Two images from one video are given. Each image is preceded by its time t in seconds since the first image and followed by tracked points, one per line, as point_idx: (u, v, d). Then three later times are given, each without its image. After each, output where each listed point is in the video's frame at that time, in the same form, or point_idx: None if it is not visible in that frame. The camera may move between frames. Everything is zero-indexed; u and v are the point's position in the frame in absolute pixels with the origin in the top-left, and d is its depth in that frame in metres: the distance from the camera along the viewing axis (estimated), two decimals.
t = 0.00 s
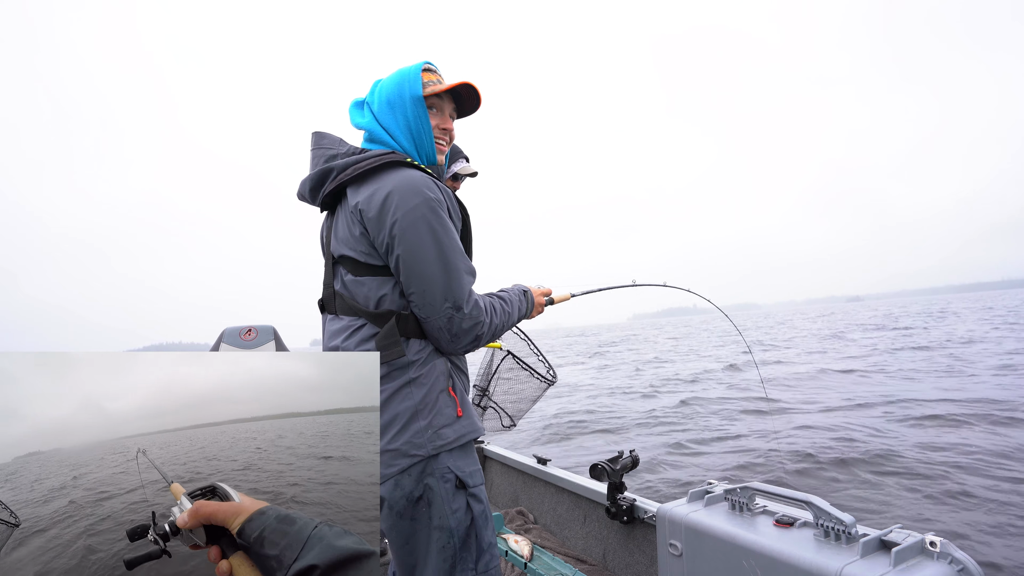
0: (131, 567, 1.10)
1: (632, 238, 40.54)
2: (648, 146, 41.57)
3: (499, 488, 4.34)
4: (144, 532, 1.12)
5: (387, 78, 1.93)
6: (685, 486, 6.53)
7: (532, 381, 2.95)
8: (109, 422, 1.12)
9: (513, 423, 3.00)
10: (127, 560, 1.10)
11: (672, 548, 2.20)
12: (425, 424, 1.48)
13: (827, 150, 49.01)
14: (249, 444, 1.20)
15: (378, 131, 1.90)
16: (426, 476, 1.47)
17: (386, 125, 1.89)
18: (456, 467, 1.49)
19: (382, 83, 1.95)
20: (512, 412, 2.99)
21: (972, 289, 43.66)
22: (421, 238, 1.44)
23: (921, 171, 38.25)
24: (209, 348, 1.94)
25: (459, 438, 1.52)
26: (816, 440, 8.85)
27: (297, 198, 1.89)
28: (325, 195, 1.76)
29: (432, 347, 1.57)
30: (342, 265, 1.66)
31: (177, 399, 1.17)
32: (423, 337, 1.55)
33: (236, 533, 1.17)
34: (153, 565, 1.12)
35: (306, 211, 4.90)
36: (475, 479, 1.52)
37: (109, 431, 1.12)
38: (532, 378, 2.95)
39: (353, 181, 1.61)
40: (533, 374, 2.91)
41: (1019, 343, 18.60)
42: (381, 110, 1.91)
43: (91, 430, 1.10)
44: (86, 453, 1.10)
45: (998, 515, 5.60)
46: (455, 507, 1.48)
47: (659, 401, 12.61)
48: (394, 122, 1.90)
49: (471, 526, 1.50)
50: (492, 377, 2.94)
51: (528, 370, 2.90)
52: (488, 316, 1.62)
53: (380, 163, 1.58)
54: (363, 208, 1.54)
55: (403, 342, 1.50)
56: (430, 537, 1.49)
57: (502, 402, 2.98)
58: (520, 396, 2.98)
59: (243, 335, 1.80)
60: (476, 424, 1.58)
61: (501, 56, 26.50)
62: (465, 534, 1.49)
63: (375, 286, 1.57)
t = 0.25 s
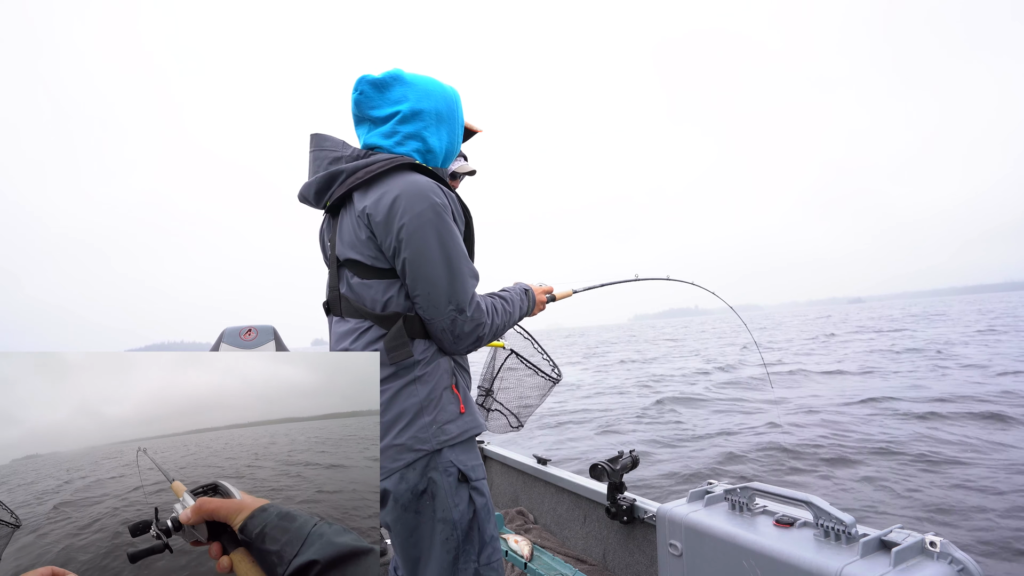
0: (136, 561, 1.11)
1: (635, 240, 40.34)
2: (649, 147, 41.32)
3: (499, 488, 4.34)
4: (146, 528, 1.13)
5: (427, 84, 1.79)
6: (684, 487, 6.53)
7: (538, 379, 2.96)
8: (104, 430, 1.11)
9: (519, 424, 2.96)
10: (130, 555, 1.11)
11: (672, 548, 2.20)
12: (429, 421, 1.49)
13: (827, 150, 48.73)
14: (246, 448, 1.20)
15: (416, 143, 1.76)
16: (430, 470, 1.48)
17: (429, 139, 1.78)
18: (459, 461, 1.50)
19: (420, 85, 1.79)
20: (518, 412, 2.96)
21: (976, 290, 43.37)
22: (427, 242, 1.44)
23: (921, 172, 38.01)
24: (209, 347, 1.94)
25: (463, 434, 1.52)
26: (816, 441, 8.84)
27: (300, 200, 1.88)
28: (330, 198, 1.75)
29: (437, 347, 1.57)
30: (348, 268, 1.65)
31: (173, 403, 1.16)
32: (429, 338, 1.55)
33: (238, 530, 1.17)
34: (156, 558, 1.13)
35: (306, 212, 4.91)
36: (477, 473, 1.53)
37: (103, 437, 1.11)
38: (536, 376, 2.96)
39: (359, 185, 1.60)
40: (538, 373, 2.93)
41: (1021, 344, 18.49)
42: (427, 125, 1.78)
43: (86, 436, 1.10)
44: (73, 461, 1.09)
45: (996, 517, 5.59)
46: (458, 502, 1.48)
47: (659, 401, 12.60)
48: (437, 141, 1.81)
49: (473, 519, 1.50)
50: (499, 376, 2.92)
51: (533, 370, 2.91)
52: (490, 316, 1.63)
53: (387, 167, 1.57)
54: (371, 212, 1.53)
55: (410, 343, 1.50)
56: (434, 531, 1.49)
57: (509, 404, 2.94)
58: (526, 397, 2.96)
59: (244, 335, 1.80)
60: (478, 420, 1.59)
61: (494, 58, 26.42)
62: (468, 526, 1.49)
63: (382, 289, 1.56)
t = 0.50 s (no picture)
0: (144, 554, 1.10)
1: (635, 240, 40.24)
2: (648, 146, 41.25)
3: (499, 488, 4.34)
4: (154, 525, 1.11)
5: (424, 90, 1.80)
6: (684, 487, 6.52)
7: (540, 376, 2.92)
8: (110, 435, 1.10)
9: (521, 418, 2.93)
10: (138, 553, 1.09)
11: (673, 548, 2.20)
12: (432, 417, 1.49)
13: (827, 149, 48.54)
14: (250, 453, 1.19)
15: (416, 146, 1.76)
16: (432, 464, 1.48)
17: (428, 143, 1.78)
18: (460, 455, 1.50)
19: (417, 91, 1.79)
20: (521, 407, 2.92)
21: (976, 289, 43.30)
22: (430, 242, 1.44)
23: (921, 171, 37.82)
24: (209, 347, 1.94)
25: (464, 429, 1.53)
26: (816, 441, 8.84)
27: (301, 202, 1.86)
28: (332, 200, 1.74)
29: (439, 346, 1.57)
30: (351, 268, 1.64)
31: (174, 407, 1.15)
32: (431, 336, 1.54)
33: (246, 527, 1.17)
34: (165, 553, 1.12)
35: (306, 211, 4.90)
36: (477, 466, 1.53)
37: (108, 441, 1.10)
38: (539, 374, 2.91)
39: (363, 187, 1.60)
40: (540, 369, 2.89)
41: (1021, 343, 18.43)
42: (425, 130, 1.78)
43: (89, 440, 1.08)
44: (79, 464, 1.08)
45: (996, 517, 5.58)
46: (459, 496, 1.48)
47: (659, 400, 12.60)
48: (436, 145, 1.81)
49: (475, 511, 1.51)
50: (501, 373, 2.91)
51: (535, 367, 2.88)
52: (489, 315, 1.62)
53: (390, 170, 1.57)
54: (374, 214, 1.52)
55: (414, 342, 1.51)
56: (436, 525, 1.48)
57: (512, 399, 2.92)
58: (529, 394, 2.94)
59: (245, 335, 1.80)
60: (478, 416, 1.59)
61: (492, 57, 26.36)
62: (470, 518, 1.50)
63: (384, 290, 1.56)
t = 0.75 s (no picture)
0: (149, 551, 1.10)
1: (635, 237, 40.16)
2: (647, 142, 41.13)
3: (499, 488, 4.34)
4: (159, 522, 1.11)
5: (416, 94, 1.80)
6: (684, 486, 6.51)
7: (541, 373, 2.93)
8: (116, 437, 1.10)
9: (521, 411, 2.94)
10: (142, 550, 1.09)
11: (672, 548, 2.20)
12: (428, 412, 1.49)
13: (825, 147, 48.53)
14: (253, 452, 1.20)
15: (409, 149, 1.75)
16: (429, 459, 1.48)
17: (420, 145, 1.77)
18: (457, 450, 1.50)
19: (408, 95, 1.79)
20: (523, 401, 2.92)
21: (975, 285, 43.29)
22: (425, 243, 1.44)
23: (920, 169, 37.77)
24: (207, 347, 1.93)
25: (461, 425, 1.53)
26: (816, 439, 8.83)
27: (298, 206, 1.86)
28: (328, 203, 1.74)
29: (434, 344, 1.57)
30: (348, 269, 1.64)
31: (177, 409, 1.14)
32: (427, 334, 1.54)
33: (254, 523, 1.18)
34: (170, 551, 1.11)
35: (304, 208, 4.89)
36: (475, 462, 1.53)
37: (114, 442, 1.10)
38: (539, 370, 2.92)
39: (358, 189, 1.59)
40: (541, 366, 2.90)
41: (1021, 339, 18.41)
42: (418, 132, 1.78)
43: (92, 442, 1.08)
44: (86, 465, 1.08)
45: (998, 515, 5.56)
46: (457, 490, 1.48)
47: (659, 398, 12.58)
48: (429, 147, 1.81)
49: (472, 506, 1.51)
50: (502, 370, 2.89)
51: (536, 365, 2.88)
52: (484, 312, 1.62)
53: (387, 172, 1.57)
54: (370, 215, 1.52)
55: (411, 339, 1.51)
56: (434, 518, 1.48)
57: (514, 395, 2.92)
58: (529, 390, 2.95)
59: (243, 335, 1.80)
60: (475, 411, 1.59)
61: (489, 53, 26.30)
62: (468, 514, 1.50)
63: (381, 289, 1.57)
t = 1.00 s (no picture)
0: (149, 550, 1.10)
1: (635, 237, 40.15)
2: (647, 142, 41.13)
3: (499, 488, 4.35)
4: (160, 521, 1.12)
5: (414, 98, 1.79)
6: (684, 486, 6.51)
7: (540, 373, 2.92)
8: (118, 437, 1.10)
9: (520, 411, 2.93)
10: (142, 548, 1.10)
11: (672, 548, 2.20)
12: (429, 409, 1.49)
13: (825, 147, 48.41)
14: (253, 454, 1.19)
15: (408, 151, 1.75)
16: (430, 455, 1.48)
17: (419, 148, 1.77)
18: (458, 447, 1.50)
19: (407, 99, 1.78)
20: (521, 402, 2.93)
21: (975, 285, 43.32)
22: (425, 241, 1.44)
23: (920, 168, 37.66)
24: (208, 347, 1.94)
25: (461, 421, 1.53)
26: (815, 439, 8.83)
27: (299, 209, 1.87)
28: (329, 205, 1.74)
29: (436, 342, 1.57)
30: (350, 269, 1.64)
31: (179, 411, 1.14)
32: (427, 332, 1.54)
33: (256, 522, 1.16)
34: (173, 548, 1.12)
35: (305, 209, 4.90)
36: (475, 458, 1.53)
37: (116, 441, 1.10)
38: (539, 369, 2.92)
39: (358, 190, 1.59)
40: (540, 366, 2.89)
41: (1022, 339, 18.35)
42: (417, 136, 1.78)
43: (93, 442, 1.09)
44: (87, 465, 1.08)
45: (998, 515, 5.56)
46: (459, 485, 1.48)
47: (659, 399, 12.57)
48: (427, 150, 1.80)
49: (473, 503, 1.51)
50: (501, 370, 2.89)
51: (536, 364, 2.88)
52: (483, 309, 1.62)
53: (387, 173, 1.57)
54: (370, 215, 1.52)
55: (412, 337, 1.51)
56: (436, 514, 1.48)
57: (514, 395, 2.92)
58: (529, 390, 2.94)
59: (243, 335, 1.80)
60: (476, 408, 1.59)
61: (489, 52, 26.30)
62: (469, 509, 1.49)
63: (382, 287, 1.56)
